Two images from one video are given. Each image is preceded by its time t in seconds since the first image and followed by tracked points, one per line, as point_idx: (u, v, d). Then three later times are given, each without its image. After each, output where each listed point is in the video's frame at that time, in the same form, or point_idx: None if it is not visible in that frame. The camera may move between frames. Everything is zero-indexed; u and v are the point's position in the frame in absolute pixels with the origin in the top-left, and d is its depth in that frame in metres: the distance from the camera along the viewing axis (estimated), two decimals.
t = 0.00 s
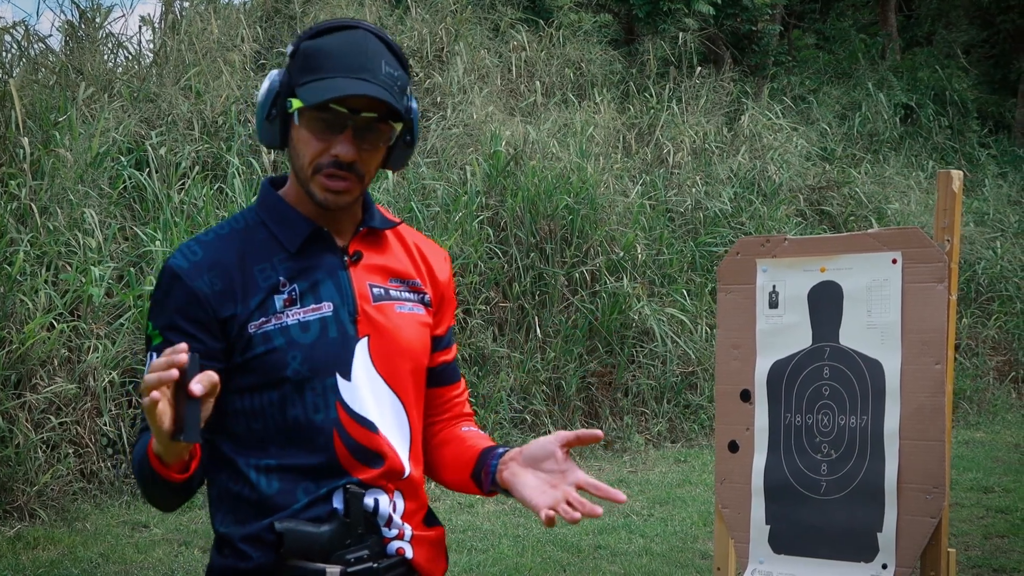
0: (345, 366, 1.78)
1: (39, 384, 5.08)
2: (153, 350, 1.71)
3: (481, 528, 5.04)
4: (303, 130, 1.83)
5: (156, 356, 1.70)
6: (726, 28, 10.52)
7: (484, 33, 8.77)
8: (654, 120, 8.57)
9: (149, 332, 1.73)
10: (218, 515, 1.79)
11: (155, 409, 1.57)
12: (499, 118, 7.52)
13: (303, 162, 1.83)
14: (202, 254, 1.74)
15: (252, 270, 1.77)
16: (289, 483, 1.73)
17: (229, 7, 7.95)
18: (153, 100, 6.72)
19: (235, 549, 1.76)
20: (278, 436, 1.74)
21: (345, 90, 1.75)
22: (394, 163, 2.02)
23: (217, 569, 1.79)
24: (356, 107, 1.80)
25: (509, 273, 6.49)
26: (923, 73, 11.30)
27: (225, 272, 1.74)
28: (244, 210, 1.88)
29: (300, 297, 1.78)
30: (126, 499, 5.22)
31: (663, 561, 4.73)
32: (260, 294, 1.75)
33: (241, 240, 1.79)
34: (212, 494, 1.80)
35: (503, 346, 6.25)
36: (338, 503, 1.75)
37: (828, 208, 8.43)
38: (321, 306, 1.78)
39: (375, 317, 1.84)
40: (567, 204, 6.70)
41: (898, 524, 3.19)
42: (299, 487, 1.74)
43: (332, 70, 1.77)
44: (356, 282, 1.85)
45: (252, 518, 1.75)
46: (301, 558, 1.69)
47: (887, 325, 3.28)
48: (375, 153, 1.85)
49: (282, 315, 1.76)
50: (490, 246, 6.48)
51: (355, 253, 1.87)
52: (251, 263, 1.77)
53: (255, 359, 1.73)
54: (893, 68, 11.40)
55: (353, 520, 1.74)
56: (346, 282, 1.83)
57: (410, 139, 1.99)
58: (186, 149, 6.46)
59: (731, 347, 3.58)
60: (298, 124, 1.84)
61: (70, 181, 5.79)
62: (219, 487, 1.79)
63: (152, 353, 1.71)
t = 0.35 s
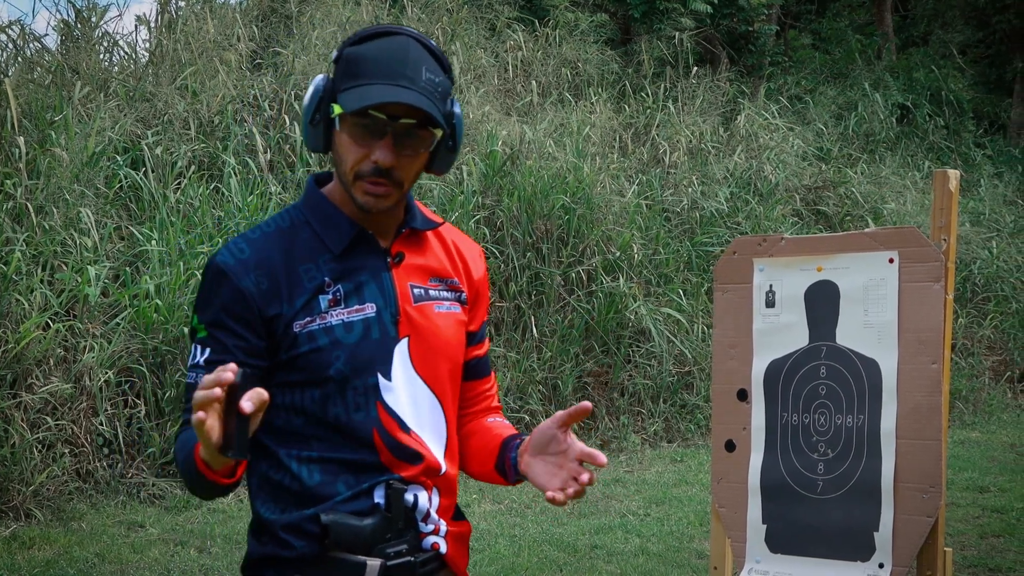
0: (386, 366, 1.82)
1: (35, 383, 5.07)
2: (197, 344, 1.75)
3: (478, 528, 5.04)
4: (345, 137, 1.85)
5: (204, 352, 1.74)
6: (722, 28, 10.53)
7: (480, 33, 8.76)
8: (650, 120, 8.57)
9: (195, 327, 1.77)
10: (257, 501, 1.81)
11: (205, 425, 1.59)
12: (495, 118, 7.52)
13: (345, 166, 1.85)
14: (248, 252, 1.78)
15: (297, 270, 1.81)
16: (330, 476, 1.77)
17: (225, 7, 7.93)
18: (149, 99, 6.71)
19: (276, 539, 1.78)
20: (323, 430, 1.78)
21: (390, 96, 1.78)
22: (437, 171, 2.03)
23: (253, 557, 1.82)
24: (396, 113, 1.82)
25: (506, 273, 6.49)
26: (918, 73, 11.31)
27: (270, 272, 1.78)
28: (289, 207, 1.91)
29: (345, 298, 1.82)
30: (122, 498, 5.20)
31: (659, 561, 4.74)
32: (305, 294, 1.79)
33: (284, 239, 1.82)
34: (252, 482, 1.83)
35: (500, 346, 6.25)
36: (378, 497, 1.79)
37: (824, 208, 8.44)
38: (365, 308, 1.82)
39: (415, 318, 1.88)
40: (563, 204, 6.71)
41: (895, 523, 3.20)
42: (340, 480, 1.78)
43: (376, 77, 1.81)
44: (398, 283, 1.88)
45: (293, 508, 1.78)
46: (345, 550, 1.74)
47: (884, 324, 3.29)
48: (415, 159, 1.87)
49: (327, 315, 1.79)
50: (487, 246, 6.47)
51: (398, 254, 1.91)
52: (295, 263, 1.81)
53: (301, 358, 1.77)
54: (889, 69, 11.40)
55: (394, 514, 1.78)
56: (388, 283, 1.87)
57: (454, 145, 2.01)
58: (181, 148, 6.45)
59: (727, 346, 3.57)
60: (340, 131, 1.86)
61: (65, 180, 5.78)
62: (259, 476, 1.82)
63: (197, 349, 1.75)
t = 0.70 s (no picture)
0: (426, 363, 2.10)
1: (31, 382, 5.09)
2: (245, 330, 2.01)
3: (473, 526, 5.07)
4: (402, 137, 2.17)
5: (252, 341, 2.00)
6: (715, 30, 10.64)
7: (475, 33, 8.76)
8: (644, 121, 8.60)
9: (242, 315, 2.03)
10: (297, 490, 2.07)
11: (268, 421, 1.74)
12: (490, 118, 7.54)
13: (400, 163, 2.17)
14: (300, 246, 2.05)
15: (346, 265, 2.09)
16: (365, 468, 2.05)
17: (220, 7, 7.93)
18: (145, 99, 6.72)
19: (316, 528, 2.04)
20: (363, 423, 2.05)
21: (446, 103, 2.08)
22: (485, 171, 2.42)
23: (292, 545, 2.08)
24: (452, 117, 2.15)
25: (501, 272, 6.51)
26: (912, 74, 11.34)
27: (320, 267, 2.05)
28: (336, 206, 2.20)
29: (388, 295, 2.10)
30: (118, 497, 5.20)
31: (653, 559, 4.79)
32: (352, 288, 2.07)
33: (335, 237, 2.11)
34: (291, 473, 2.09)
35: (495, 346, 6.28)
36: (411, 488, 2.07)
37: (817, 208, 8.46)
38: (407, 305, 2.11)
39: (452, 318, 2.18)
40: (557, 204, 6.76)
41: (885, 520, 3.22)
42: (375, 471, 2.05)
43: (433, 83, 2.12)
44: (437, 284, 2.19)
45: (331, 499, 2.05)
46: (380, 539, 2.02)
47: (875, 322, 3.31)
48: (465, 160, 2.20)
49: (371, 310, 2.07)
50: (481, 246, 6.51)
51: (439, 255, 2.23)
52: (344, 257, 2.09)
53: (345, 350, 2.05)
54: (882, 70, 11.43)
55: (426, 504, 2.06)
56: (428, 284, 2.17)
57: (500, 149, 2.38)
58: (177, 148, 6.46)
59: (719, 344, 3.62)
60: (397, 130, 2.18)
61: (61, 180, 5.80)
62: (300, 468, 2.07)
63: (244, 334, 2.01)
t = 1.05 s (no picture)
0: (431, 360, 2.19)
1: (19, 381, 5.11)
2: (255, 321, 2.09)
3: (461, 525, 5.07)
4: (426, 141, 2.25)
5: (262, 332, 2.08)
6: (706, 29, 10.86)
7: (465, 32, 8.74)
8: (633, 120, 8.61)
9: (252, 306, 2.11)
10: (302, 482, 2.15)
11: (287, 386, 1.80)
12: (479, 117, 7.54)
13: (427, 165, 2.25)
14: (314, 241, 2.13)
15: (357, 261, 2.17)
16: (368, 464, 2.13)
17: (209, 5, 7.88)
18: (133, 98, 6.70)
19: (320, 523, 2.13)
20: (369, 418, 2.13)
21: (483, 109, 2.19)
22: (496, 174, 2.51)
23: (297, 540, 2.16)
24: (480, 125, 2.23)
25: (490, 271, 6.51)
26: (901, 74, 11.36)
27: (333, 261, 2.13)
28: (348, 204, 2.29)
29: (397, 291, 2.19)
30: (106, 497, 5.17)
31: (641, 557, 4.80)
32: (362, 283, 2.16)
33: (347, 233, 2.20)
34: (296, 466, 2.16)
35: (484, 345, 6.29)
36: (415, 484, 2.14)
37: (806, 207, 8.47)
38: (416, 303, 2.20)
39: (457, 316, 2.28)
40: (547, 203, 6.77)
41: (872, 515, 3.23)
42: (379, 467, 2.13)
43: (465, 91, 2.22)
44: (444, 285, 2.29)
45: (335, 493, 2.13)
46: (385, 533, 2.10)
47: (861, 318, 3.33)
48: (488, 166, 2.29)
49: (381, 305, 2.16)
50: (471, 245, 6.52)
51: (447, 256, 2.33)
52: (355, 252, 2.18)
53: (356, 344, 2.13)
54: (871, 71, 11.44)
55: (429, 500, 2.14)
56: (436, 284, 2.27)
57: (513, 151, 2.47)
58: (165, 147, 6.44)
59: (706, 340, 3.62)
60: (420, 135, 2.25)
61: (49, 179, 5.81)
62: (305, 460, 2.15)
63: (254, 325, 2.09)
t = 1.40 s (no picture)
0: (414, 362, 2.20)
1: None
2: (240, 330, 2.03)
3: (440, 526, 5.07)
4: (480, 169, 2.23)
5: (248, 341, 2.01)
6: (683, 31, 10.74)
7: (444, 32, 8.74)
8: (613, 120, 8.62)
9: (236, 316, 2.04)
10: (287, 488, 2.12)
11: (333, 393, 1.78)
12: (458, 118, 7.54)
13: (474, 191, 2.24)
14: (299, 248, 2.08)
15: (343, 267, 2.13)
16: (355, 468, 2.12)
17: (187, 4, 7.87)
18: (110, 98, 6.70)
19: (309, 528, 2.11)
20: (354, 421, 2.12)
21: (546, 138, 2.28)
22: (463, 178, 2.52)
23: (284, 546, 2.14)
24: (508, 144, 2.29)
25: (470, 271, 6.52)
26: (879, 75, 11.41)
27: (321, 268, 2.09)
28: (326, 207, 2.24)
29: (382, 295, 2.16)
30: (84, 498, 5.15)
31: (621, 557, 4.81)
32: (349, 289, 2.11)
33: (331, 238, 2.15)
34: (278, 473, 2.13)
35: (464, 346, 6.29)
36: (401, 486, 2.15)
37: (785, 207, 8.50)
38: (399, 306, 2.18)
39: (435, 319, 2.28)
40: (526, 204, 6.80)
41: (850, 515, 3.25)
42: (365, 471, 2.13)
43: (514, 118, 2.25)
44: (422, 288, 2.27)
45: (320, 498, 2.11)
46: (374, 536, 2.10)
47: (838, 319, 3.33)
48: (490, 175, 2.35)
49: (366, 310, 2.12)
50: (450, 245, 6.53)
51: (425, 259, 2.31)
52: (340, 259, 2.13)
53: (340, 348, 2.09)
54: (850, 71, 11.47)
55: (416, 501, 2.15)
56: (415, 286, 2.25)
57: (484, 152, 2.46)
58: (143, 147, 6.43)
59: (684, 342, 3.62)
60: (475, 164, 2.22)
61: (25, 179, 5.83)
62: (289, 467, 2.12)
63: (238, 335, 2.03)
